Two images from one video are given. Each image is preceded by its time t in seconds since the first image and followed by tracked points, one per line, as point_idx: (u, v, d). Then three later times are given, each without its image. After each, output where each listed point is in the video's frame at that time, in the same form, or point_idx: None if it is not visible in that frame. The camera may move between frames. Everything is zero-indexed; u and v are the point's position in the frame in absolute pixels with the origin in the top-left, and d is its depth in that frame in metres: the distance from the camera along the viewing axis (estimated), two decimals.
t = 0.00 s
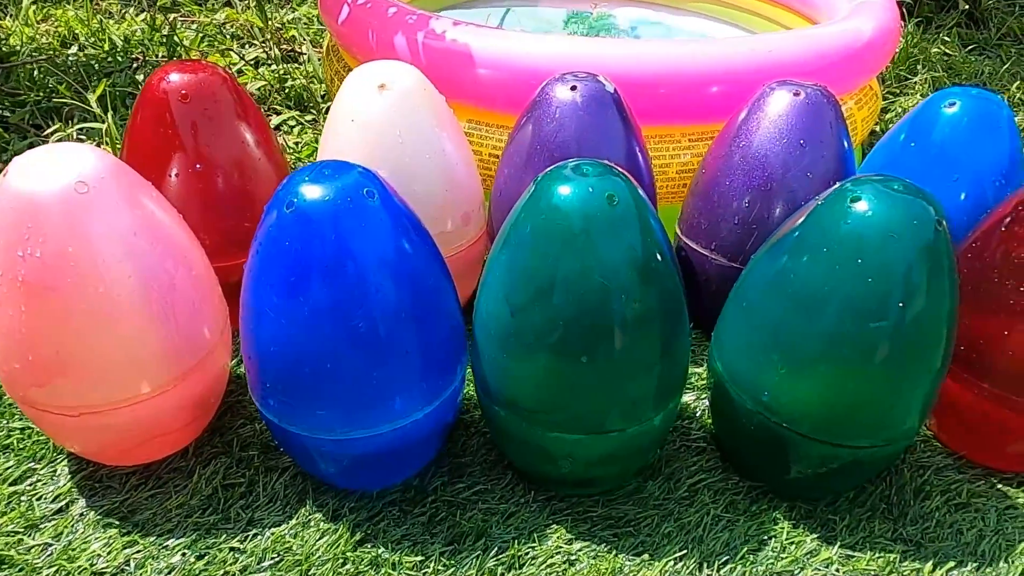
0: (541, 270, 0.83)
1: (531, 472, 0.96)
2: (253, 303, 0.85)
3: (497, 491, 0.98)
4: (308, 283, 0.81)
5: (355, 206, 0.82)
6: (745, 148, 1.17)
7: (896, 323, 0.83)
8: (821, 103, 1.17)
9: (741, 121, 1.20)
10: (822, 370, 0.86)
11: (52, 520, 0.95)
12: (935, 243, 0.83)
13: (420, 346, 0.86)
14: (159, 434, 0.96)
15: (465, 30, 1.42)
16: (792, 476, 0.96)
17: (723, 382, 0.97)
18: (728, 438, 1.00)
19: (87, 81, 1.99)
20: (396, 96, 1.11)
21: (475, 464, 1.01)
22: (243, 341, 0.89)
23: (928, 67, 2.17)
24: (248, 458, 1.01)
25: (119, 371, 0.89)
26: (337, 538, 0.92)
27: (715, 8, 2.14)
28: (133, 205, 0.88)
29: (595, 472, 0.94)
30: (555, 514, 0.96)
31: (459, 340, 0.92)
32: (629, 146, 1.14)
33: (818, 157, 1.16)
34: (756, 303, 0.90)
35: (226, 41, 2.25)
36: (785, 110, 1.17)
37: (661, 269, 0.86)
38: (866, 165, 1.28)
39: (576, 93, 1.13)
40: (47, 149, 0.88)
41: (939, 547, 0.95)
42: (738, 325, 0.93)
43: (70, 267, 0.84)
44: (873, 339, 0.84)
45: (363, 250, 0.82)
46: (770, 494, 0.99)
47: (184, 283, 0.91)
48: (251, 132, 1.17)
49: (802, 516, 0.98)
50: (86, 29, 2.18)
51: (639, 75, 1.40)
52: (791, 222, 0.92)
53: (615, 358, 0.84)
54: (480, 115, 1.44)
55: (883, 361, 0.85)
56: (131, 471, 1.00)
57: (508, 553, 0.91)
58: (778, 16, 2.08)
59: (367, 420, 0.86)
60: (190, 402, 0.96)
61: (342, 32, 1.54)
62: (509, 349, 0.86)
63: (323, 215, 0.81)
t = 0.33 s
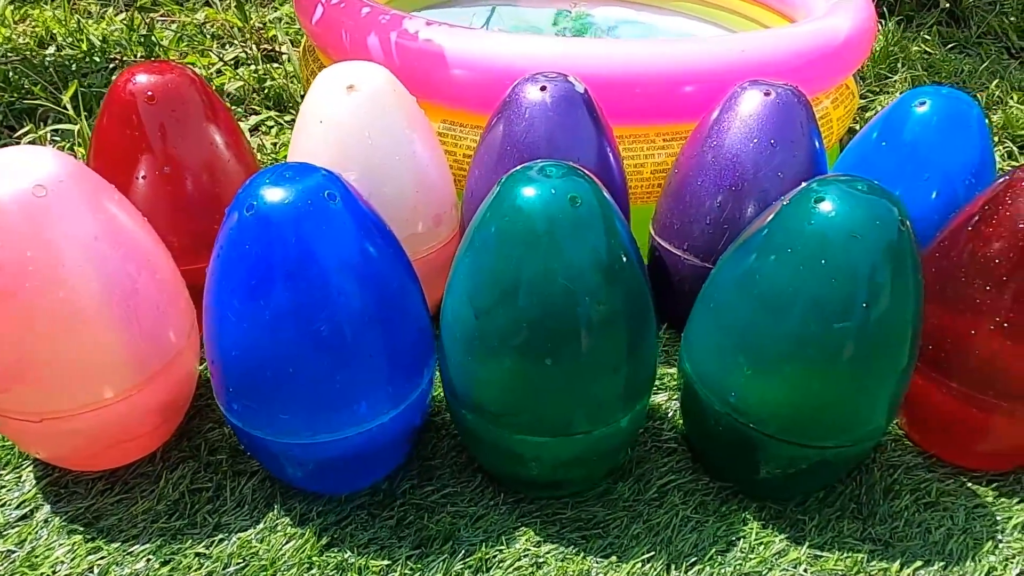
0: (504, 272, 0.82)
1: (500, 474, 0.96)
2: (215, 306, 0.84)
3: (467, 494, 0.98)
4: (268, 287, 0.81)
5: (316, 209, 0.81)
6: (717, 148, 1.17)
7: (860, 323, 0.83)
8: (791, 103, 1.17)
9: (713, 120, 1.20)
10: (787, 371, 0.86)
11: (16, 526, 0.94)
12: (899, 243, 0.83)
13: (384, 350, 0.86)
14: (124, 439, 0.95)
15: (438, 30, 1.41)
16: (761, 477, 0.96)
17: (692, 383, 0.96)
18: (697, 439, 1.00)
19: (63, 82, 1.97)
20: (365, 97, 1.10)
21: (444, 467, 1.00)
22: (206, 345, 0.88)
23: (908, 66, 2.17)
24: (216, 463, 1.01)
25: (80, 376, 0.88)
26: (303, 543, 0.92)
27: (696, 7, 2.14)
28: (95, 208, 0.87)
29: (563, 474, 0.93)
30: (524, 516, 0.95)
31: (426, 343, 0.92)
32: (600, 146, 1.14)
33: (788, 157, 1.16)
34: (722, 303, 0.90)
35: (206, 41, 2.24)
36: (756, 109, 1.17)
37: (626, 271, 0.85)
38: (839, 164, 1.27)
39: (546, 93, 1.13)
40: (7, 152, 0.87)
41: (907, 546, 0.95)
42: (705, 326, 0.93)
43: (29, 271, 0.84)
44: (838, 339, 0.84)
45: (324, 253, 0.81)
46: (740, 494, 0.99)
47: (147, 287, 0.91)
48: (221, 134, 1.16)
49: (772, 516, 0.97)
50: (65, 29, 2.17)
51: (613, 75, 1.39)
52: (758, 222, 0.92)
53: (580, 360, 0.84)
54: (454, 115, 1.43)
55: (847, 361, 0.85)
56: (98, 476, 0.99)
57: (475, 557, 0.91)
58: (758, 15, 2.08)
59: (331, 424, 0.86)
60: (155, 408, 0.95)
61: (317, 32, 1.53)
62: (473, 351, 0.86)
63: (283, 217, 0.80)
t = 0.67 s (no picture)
0: (462, 276, 0.82)
1: (465, 479, 0.95)
2: (171, 312, 0.84)
3: (431, 499, 0.97)
4: (224, 292, 0.80)
5: (272, 213, 0.80)
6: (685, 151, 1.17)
7: (819, 326, 0.83)
8: (758, 105, 1.17)
9: (681, 122, 1.20)
10: (747, 374, 0.86)
11: None
12: (857, 246, 0.83)
13: (344, 355, 0.85)
14: (85, 446, 0.94)
15: (408, 32, 1.41)
16: (727, 479, 0.96)
17: (657, 386, 0.96)
18: (664, 443, 0.99)
19: (36, 85, 1.96)
20: (330, 100, 1.10)
21: (410, 472, 1.00)
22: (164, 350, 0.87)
23: (885, 67, 2.18)
24: (179, 469, 1.00)
25: (38, 383, 0.87)
26: (264, 550, 0.91)
27: (674, 8, 2.14)
28: (52, 213, 0.87)
29: (526, 479, 0.93)
30: (488, 521, 0.95)
31: (388, 347, 0.91)
32: (567, 149, 1.14)
33: (756, 159, 1.16)
34: (684, 306, 0.90)
35: (182, 43, 2.23)
36: (723, 112, 1.17)
37: (586, 275, 0.85)
38: (809, 166, 1.28)
39: (512, 96, 1.12)
40: None
41: (871, 548, 0.95)
42: (668, 328, 0.92)
43: None
44: (797, 342, 0.84)
45: (280, 258, 0.81)
46: (706, 497, 0.99)
47: (107, 292, 0.90)
48: (187, 138, 1.15)
49: (737, 519, 0.97)
50: (40, 32, 2.16)
51: (584, 77, 1.39)
52: (720, 224, 0.92)
53: (539, 364, 0.84)
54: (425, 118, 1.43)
55: (807, 364, 0.85)
56: (59, 483, 0.98)
57: (438, 562, 0.90)
58: (734, 17, 2.08)
59: (290, 429, 0.85)
60: (116, 414, 0.94)
61: (288, 35, 1.53)
62: (433, 355, 0.85)
63: (238, 222, 0.79)
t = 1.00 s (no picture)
0: (418, 287, 0.82)
1: (429, 490, 0.95)
2: (126, 324, 0.83)
3: (395, 510, 0.96)
4: (177, 304, 0.80)
5: (227, 225, 0.80)
6: (652, 159, 1.17)
7: (778, 335, 0.83)
8: (724, 113, 1.17)
9: (649, 130, 1.20)
10: (707, 383, 0.86)
11: None
12: (815, 255, 0.83)
13: (303, 368, 0.85)
14: (43, 460, 0.93)
15: (377, 40, 1.41)
16: (691, 488, 0.95)
17: (621, 396, 0.96)
18: (630, 452, 0.99)
19: (10, 93, 1.95)
20: (294, 109, 1.09)
21: (374, 483, 0.99)
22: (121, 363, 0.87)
23: (862, 72, 2.19)
24: (141, 482, 0.99)
25: None
26: (224, 564, 0.90)
27: (652, 14, 2.14)
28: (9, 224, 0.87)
29: (490, 490, 0.93)
30: (452, 532, 0.94)
31: (350, 358, 0.91)
32: (534, 157, 1.13)
33: (722, 167, 1.16)
34: (646, 316, 0.90)
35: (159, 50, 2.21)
36: (690, 119, 1.17)
37: (546, 285, 0.85)
38: (777, 173, 1.28)
39: (477, 105, 1.12)
40: None
41: (835, 556, 0.95)
42: (631, 337, 0.92)
43: None
44: (756, 351, 0.84)
45: (235, 270, 0.80)
46: (671, 506, 0.99)
47: (65, 305, 0.89)
48: (151, 147, 1.14)
49: (702, 528, 0.97)
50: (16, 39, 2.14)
51: (554, 85, 1.39)
52: (682, 233, 0.92)
53: (498, 375, 0.83)
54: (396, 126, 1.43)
55: (767, 374, 0.85)
56: (19, 497, 0.97)
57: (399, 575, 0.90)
58: (711, 23, 2.08)
59: (248, 443, 0.85)
60: (75, 428, 0.93)
61: (259, 43, 1.52)
62: (392, 366, 0.85)
63: (191, 234, 0.79)
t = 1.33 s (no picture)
0: (363, 290, 0.81)
1: (384, 493, 0.94)
2: (69, 331, 0.82)
3: (350, 514, 0.96)
4: (118, 310, 0.79)
5: (168, 229, 0.79)
6: (609, 159, 1.17)
7: (724, 334, 0.84)
8: (680, 112, 1.17)
9: (606, 130, 1.20)
10: (655, 382, 0.86)
11: None
12: (761, 254, 0.83)
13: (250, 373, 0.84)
14: None
15: (336, 42, 1.40)
16: (647, 488, 0.95)
17: (575, 397, 0.96)
18: (586, 452, 0.99)
19: None
20: (247, 113, 1.09)
21: (330, 487, 0.99)
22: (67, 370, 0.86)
23: (832, 70, 2.19)
24: (94, 490, 0.98)
25: None
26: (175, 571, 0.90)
27: (622, 14, 2.15)
28: None
29: (443, 493, 0.92)
30: (407, 536, 0.94)
31: (302, 363, 0.90)
32: (490, 158, 1.13)
33: (679, 166, 1.16)
34: (597, 316, 0.90)
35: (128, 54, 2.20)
36: (646, 119, 1.17)
37: (494, 287, 0.85)
38: (736, 171, 1.28)
39: (432, 106, 1.12)
40: None
41: (790, 553, 0.95)
42: (583, 337, 0.92)
43: None
44: (703, 350, 0.84)
45: (177, 275, 0.79)
46: (628, 505, 0.99)
47: (11, 312, 0.88)
48: (105, 152, 1.13)
49: (659, 527, 0.97)
50: None
51: (515, 86, 1.39)
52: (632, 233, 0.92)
53: (444, 378, 0.83)
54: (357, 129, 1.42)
55: (715, 372, 0.85)
56: None
57: None
58: (679, 23, 2.09)
59: (195, 449, 0.84)
60: (24, 437, 0.92)
61: (220, 45, 1.52)
62: (339, 370, 0.85)
63: (131, 239, 0.78)
